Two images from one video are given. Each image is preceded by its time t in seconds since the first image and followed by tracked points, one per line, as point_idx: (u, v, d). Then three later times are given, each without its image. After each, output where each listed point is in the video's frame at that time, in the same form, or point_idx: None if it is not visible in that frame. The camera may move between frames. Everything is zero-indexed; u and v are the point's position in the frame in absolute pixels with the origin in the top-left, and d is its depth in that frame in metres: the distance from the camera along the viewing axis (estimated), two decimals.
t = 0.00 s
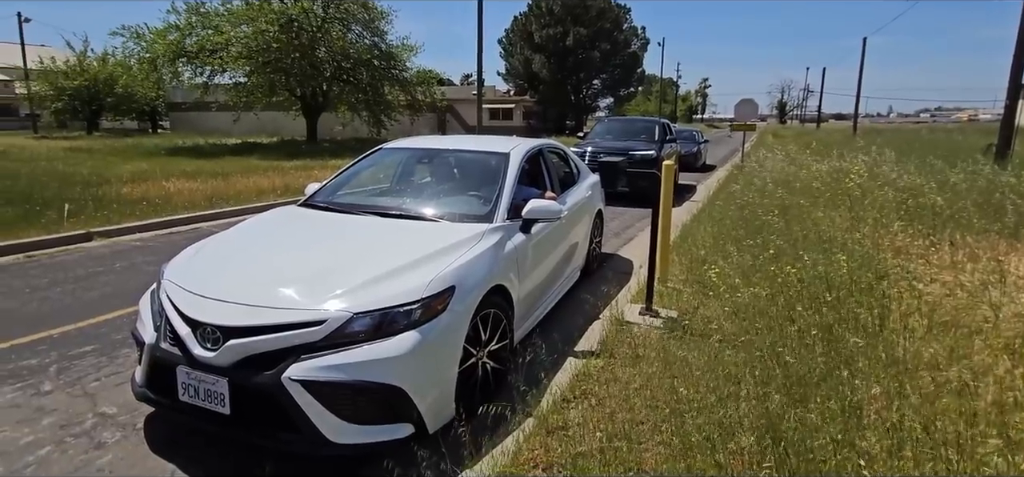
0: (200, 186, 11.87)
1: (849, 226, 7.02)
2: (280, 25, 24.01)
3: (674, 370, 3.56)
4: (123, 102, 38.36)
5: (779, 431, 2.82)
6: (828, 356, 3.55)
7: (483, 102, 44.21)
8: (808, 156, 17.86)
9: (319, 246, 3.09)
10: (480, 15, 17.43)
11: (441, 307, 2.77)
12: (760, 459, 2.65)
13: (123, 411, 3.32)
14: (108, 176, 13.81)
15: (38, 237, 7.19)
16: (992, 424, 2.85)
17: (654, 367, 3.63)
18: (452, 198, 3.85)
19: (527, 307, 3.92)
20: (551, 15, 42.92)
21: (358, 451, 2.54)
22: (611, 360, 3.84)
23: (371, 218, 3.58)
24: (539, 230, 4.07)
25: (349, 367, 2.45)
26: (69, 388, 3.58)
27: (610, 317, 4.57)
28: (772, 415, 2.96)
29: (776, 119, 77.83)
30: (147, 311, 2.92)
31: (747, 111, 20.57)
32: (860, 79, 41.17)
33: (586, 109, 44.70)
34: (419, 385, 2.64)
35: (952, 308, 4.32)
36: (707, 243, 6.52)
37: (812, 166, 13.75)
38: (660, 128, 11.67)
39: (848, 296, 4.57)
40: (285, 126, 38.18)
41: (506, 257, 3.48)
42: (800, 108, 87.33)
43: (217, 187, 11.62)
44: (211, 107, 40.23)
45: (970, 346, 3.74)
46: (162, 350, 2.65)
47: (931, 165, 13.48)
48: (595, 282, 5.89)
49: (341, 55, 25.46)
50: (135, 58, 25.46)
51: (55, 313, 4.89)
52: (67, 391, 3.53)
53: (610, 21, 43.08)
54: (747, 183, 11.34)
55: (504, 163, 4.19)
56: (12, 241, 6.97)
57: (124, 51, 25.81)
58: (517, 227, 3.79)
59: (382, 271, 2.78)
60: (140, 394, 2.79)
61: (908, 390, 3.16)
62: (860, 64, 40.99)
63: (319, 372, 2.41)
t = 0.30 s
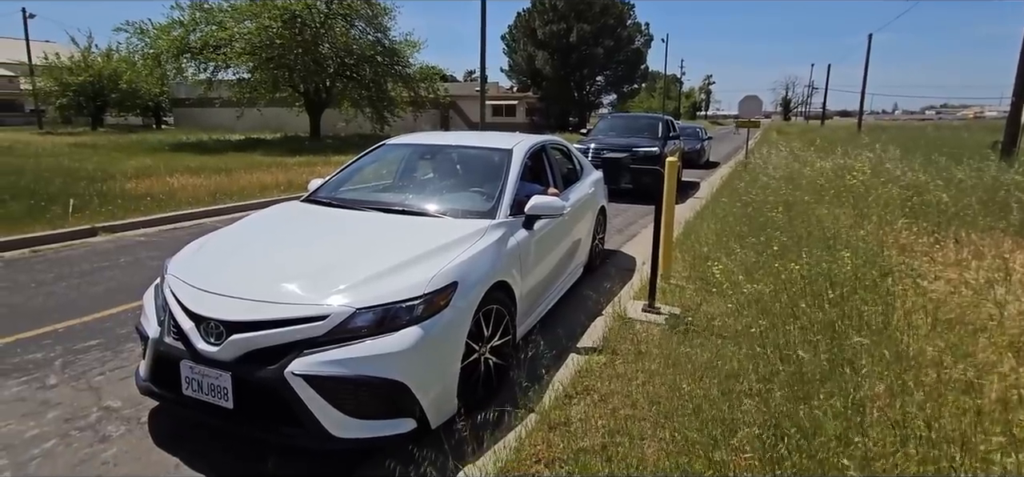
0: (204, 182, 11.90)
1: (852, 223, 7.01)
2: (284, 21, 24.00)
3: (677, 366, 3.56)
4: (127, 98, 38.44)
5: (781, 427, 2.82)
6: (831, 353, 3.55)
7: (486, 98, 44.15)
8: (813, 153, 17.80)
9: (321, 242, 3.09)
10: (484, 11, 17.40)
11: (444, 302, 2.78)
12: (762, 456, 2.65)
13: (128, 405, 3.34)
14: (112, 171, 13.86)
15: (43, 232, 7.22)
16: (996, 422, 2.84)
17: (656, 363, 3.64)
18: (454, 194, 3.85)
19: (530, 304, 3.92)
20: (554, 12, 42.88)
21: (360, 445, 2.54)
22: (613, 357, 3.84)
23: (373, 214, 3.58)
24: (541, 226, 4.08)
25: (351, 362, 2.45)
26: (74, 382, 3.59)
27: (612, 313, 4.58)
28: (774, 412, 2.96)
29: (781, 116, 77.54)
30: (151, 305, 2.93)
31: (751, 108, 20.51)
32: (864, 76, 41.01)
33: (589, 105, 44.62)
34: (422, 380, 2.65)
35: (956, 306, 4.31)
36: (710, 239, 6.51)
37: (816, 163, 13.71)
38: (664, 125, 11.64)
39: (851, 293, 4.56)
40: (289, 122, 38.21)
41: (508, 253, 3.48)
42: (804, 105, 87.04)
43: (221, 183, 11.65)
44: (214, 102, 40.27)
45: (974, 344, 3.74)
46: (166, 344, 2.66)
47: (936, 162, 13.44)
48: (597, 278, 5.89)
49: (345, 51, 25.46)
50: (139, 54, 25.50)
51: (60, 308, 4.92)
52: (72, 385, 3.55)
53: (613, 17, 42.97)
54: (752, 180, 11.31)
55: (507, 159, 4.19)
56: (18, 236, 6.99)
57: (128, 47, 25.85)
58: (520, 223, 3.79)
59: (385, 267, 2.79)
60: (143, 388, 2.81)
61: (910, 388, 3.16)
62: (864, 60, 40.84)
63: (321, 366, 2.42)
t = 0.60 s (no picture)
0: (207, 179, 11.93)
1: (856, 221, 6.98)
2: (287, 19, 23.96)
3: (679, 364, 3.56)
4: (131, 95, 38.53)
5: (784, 426, 2.82)
6: (834, 352, 3.54)
7: (489, 96, 44.11)
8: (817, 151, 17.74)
9: (323, 239, 3.09)
10: (487, 8, 17.38)
11: (447, 299, 2.78)
12: (764, 454, 2.65)
13: (131, 400, 3.35)
14: (116, 168, 13.90)
15: (48, 228, 7.25)
16: (1000, 421, 2.84)
17: (659, 361, 3.63)
18: (457, 192, 3.85)
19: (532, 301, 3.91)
20: (557, 9, 42.84)
21: (362, 441, 2.55)
22: (616, 354, 3.83)
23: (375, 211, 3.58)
24: (544, 223, 4.07)
25: (354, 358, 2.46)
26: (79, 377, 3.61)
27: (615, 311, 4.57)
28: (777, 410, 2.96)
29: (784, 114, 77.21)
30: (155, 302, 2.94)
31: (755, 105, 20.44)
32: (869, 74, 40.82)
33: (592, 103, 44.51)
34: (424, 376, 2.66)
35: (960, 304, 4.30)
36: (713, 237, 6.50)
37: (820, 160, 13.67)
38: (667, 122, 11.62)
39: (855, 291, 4.55)
40: (292, 120, 38.25)
41: (510, 251, 3.48)
42: (808, 103, 86.78)
43: (225, 180, 11.68)
44: (217, 100, 40.30)
45: (978, 343, 3.72)
46: (170, 340, 2.67)
47: (940, 161, 13.38)
48: (600, 276, 5.89)
49: (347, 49, 25.45)
50: (142, 52, 25.55)
51: (65, 304, 4.94)
52: (76, 381, 3.57)
53: (616, 14, 42.86)
54: (756, 177, 11.28)
55: (509, 156, 4.18)
56: (22, 232, 7.02)
57: (132, 45, 25.90)
58: (522, 220, 3.78)
59: (387, 264, 2.79)
60: (147, 384, 2.82)
61: (914, 386, 3.15)
62: (869, 58, 40.62)
63: (323, 363, 2.43)
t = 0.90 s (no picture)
0: (209, 178, 11.95)
1: (858, 221, 6.97)
2: (289, 18, 23.99)
3: (681, 363, 3.56)
4: (133, 95, 38.58)
5: (786, 426, 2.83)
6: (837, 352, 3.54)
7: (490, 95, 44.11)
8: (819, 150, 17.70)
9: (325, 239, 3.09)
10: (488, 7, 17.36)
11: (448, 299, 2.78)
12: (765, 454, 2.65)
13: (134, 399, 3.35)
14: (118, 168, 13.91)
15: (51, 228, 7.26)
16: (1004, 422, 2.83)
17: (660, 361, 3.63)
18: (459, 192, 3.84)
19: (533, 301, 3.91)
20: (559, 9, 42.85)
21: (363, 441, 2.55)
22: (617, 354, 3.83)
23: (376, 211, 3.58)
24: (546, 223, 4.07)
25: (355, 358, 2.46)
26: (81, 376, 3.61)
27: (616, 310, 4.57)
28: (778, 410, 2.97)
29: (786, 113, 77.04)
30: (157, 301, 2.94)
31: (757, 105, 20.41)
32: (872, 74, 40.71)
33: (594, 103, 44.46)
34: (426, 375, 2.66)
35: (963, 304, 4.29)
36: (715, 237, 6.49)
37: (822, 160, 13.63)
38: (669, 122, 11.61)
39: (858, 291, 4.54)
40: (294, 120, 38.27)
41: (512, 251, 3.48)
42: (811, 102, 86.54)
43: (226, 180, 11.70)
44: (219, 100, 40.33)
45: (982, 343, 3.71)
46: (172, 339, 2.68)
47: (944, 160, 13.34)
48: (601, 276, 5.88)
49: (349, 48, 25.45)
50: (145, 51, 25.59)
51: (67, 303, 4.95)
52: (79, 379, 3.57)
53: (618, 14, 42.84)
54: (757, 177, 11.26)
55: (512, 156, 4.18)
56: (25, 231, 7.03)
57: (134, 44, 25.94)
58: (523, 220, 3.78)
59: (389, 263, 2.79)
60: (149, 383, 2.82)
61: (917, 386, 3.15)
62: (871, 57, 40.46)
63: (325, 362, 2.43)
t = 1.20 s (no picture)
0: (211, 179, 11.98)
1: (860, 221, 6.97)
2: (291, 19, 24.08)
3: (682, 364, 3.56)
4: (135, 96, 38.67)
5: (788, 427, 2.82)
6: (839, 353, 3.53)
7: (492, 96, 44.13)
8: (821, 150, 17.68)
9: (325, 239, 3.10)
10: (490, 7, 17.37)
11: (449, 300, 2.78)
12: (767, 456, 2.64)
13: (136, 400, 3.36)
14: (121, 168, 13.94)
15: (54, 228, 7.28)
16: (1007, 423, 2.82)
17: (662, 361, 3.63)
18: (460, 192, 3.85)
19: (534, 302, 3.90)
20: (561, 9, 42.80)
21: (364, 442, 2.56)
22: (618, 355, 3.82)
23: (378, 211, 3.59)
24: (547, 224, 4.06)
25: (356, 358, 2.46)
26: (83, 377, 3.62)
27: (618, 311, 4.57)
28: (780, 411, 2.96)
29: (789, 113, 76.94)
30: (158, 302, 2.95)
31: (759, 105, 20.39)
32: (874, 74, 40.60)
33: (595, 103, 44.43)
34: (427, 377, 2.66)
35: (965, 305, 4.28)
36: (716, 238, 6.49)
37: (824, 161, 13.61)
38: (670, 122, 11.61)
39: (859, 292, 4.54)
40: (296, 120, 38.32)
41: (513, 251, 3.47)
42: (813, 102, 86.36)
43: (228, 180, 11.71)
44: (221, 101, 40.38)
45: (984, 344, 3.70)
46: (174, 340, 2.68)
47: (946, 160, 13.32)
48: (602, 277, 5.88)
49: (351, 49, 25.45)
50: (148, 52, 25.66)
51: (70, 304, 4.96)
52: (81, 380, 3.58)
53: (620, 14, 42.82)
54: (759, 178, 11.25)
55: (513, 157, 4.18)
56: (27, 232, 7.05)
57: (137, 45, 26.00)
58: (525, 220, 3.77)
59: (390, 264, 2.80)
60: (151, 383, 2.83)
61: (919, 388, 3.13)
62: (873, 57, 40.38)
63: (326, 363, 2.43)
